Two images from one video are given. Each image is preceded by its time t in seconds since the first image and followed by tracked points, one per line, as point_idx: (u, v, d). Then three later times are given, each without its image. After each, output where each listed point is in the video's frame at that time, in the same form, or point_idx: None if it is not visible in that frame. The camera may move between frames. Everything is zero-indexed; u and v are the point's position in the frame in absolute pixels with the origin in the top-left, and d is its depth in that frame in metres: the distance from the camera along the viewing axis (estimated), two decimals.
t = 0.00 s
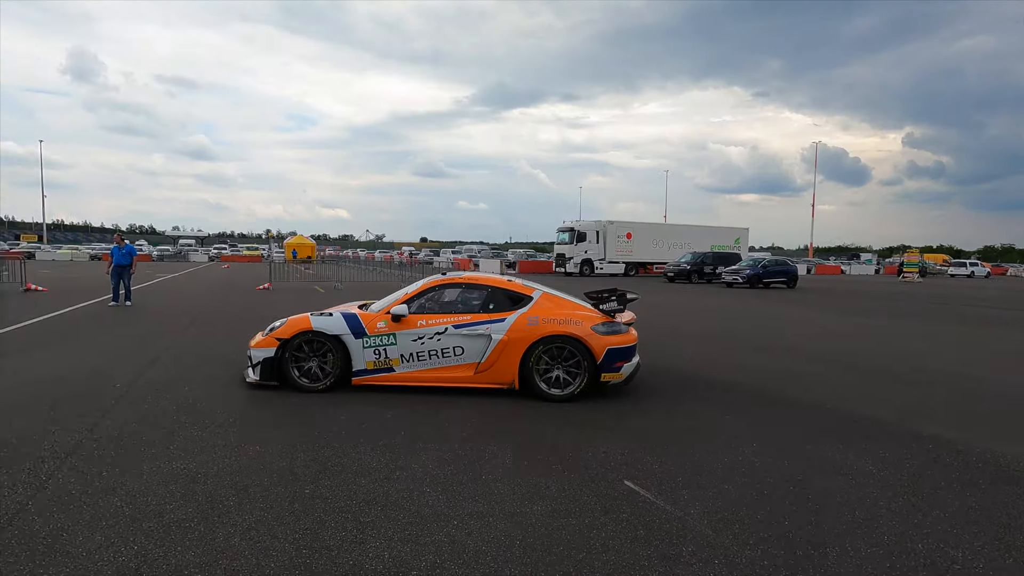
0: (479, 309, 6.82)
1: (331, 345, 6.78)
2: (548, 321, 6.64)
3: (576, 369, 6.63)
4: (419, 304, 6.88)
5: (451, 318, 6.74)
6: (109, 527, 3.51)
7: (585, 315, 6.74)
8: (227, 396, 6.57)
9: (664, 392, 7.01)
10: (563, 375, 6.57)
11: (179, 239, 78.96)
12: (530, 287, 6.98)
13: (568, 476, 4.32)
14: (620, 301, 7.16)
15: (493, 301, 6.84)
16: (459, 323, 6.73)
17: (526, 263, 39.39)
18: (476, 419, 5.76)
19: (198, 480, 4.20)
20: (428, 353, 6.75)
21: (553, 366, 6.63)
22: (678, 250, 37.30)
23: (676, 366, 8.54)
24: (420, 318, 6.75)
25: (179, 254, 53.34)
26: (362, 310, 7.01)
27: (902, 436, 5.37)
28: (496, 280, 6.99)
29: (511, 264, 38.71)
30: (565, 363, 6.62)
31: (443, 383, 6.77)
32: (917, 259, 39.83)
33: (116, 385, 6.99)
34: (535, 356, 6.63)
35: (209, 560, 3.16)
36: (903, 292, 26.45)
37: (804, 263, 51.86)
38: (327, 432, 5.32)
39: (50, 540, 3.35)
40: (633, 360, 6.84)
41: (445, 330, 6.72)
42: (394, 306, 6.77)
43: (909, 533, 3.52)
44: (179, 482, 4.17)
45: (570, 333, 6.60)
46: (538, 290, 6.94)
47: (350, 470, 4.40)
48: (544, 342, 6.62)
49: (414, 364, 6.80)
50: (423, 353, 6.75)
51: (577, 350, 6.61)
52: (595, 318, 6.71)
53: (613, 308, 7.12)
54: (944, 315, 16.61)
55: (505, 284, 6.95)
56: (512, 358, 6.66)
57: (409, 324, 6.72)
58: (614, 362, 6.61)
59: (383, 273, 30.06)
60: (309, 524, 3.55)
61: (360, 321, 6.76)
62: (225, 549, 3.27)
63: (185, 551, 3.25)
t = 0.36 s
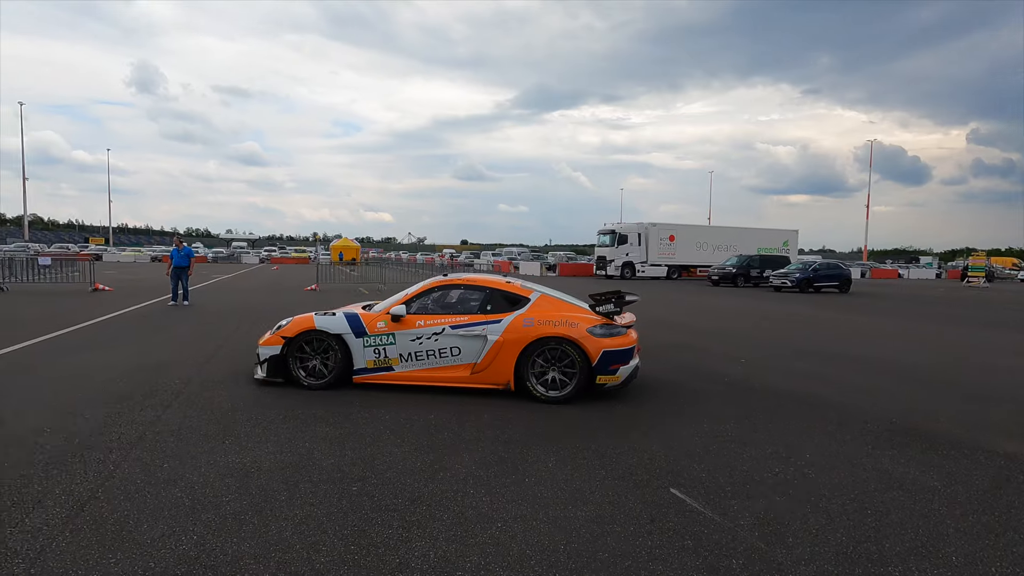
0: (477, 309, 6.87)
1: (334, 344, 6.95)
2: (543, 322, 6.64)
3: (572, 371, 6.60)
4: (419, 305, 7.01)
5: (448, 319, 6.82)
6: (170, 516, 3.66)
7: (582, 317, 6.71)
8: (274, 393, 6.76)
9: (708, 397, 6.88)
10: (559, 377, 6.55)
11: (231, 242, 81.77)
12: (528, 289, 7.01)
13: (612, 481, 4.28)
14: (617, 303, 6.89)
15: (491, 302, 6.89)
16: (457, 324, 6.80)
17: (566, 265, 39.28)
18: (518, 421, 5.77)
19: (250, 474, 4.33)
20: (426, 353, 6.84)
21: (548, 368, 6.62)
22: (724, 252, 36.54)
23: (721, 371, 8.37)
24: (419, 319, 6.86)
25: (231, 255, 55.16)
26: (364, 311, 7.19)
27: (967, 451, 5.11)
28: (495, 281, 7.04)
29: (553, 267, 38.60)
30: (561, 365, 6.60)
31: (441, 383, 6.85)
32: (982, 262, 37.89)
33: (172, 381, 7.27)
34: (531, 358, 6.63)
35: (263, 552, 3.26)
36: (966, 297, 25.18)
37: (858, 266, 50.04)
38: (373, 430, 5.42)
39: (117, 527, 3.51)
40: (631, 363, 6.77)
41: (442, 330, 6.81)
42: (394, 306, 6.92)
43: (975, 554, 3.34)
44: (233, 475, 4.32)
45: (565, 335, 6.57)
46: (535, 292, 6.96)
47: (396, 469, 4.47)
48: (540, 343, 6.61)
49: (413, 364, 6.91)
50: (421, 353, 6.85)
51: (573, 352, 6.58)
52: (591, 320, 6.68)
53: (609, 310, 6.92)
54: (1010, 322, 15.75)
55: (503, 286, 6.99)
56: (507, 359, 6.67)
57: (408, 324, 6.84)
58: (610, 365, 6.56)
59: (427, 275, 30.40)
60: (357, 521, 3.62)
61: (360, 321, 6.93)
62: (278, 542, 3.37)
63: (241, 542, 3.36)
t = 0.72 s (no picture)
0: (479, 310, 6.93)
1: (340, 342, 7.13)
2: (542, 323, 6.66)
3: (570, 372, 6.61)
4: (422, 304, 7.12)
5: (450, 319, 6.91)
6: (221, 507, 3.77)
7: (582, 318, 6.68)
8: (316, 390, 6.93)
9: (749, 404, 6.73)
10: (557, 379, 6.57)
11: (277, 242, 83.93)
12: (531, 290, 7.03)
13: (654, 488, 4.22)
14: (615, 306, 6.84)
15: (492, 303, 6.94)
16: (459, 324, 6.88)
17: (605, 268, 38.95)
18: (554, 424, 5.77)
19: (296, 469, 4.43)
20: (429, 351, 6.95)
21: (547, 369, 6.65)
22: (768, 256, 35.65)
23: (762, 377, 8.19)
24: (421, 318, 6.98)
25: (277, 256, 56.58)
26: (371, 310, 7.35)
27: None
28: (497, 282, 7.09)
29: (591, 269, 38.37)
30: (559, 366, 6.61)
31: (443, 381, 6.95)
32: None
33: (220, 376, 7.53)
34: (530, 359, 6.67)
35: (308, 546, 3.33)
36: None
37: (913, 271, 48.08)
38: (413, 430, 5.48)
39: (172, 516, 3.64)
40: (631, 366, 6.73)
41: (444, 329, 6.91)
42: (397, 306, 7.05)
43: None
44: (280, 469, 4.43)
45: (564, 336, 6.57)
46: (536, 293, 6.97)
47: (436, 469, 4.50)
48: (539, 344, 6.63)
49: (415, 362, 7.04)
50: (424, 351, 6.96)
51: (571, 354, 6.58)
52: (590, 322, 6.65)
53: (608, 312, 6.86)
54: None
55: (505, 287, 7.03)
56: (507, 359, 6.72)
57: (410, 323, 6.96)
58: (608, 367, 6.53)
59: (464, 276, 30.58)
60: (398, 519, 3.66)
61: (366, 320, 7.10)
62: (323, 536, 3.44)
63: (288, 535, 3.44)
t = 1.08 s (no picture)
0: (481, 310, 7.07)
1: (350, 341, 7.42)
2: (541, 323, 6.72)
3: (568, 373, 6.64)
4: (428, 304, 7.33)
5: (453, 318, 7.08)
6: (267, 501, 3.87)
7: (581, 319, 6.70)
8: (355, 388, 7.07)
9: (791, 411, 6.57)
10: (554, 379, 6.61)
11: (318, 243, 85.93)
12: (533, 291, 7.11)
13: (694, 496, 4.14)
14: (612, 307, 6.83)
15: (495, 303, 7.06)
16: (461, 324, 7.04)
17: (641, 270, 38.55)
18: (591, 427, 5.76)
19: (337, 466, 4.51)
20: (432, 350, 7.14)
21: (546, 369, 6.70)
22: (812, 259, 34.69)
23: (805, 384, 7.98)
24: (426, 317, 7.19)
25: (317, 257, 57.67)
26: (380, 309, 7.63)
27: None
28: (501, 283, 7.21)
29: (629, 272, 38.02)
30: (557, 366, 6.65)
31: (446, 379, 7.11)
32: None
33: (264, 372, 7.76)
34: (529, 359, 6.74)
35: (350, 541, 3.38)
36: None
37: (968, 275, 46.08)
38: (451, 430, 5.53)
39: (221, 508, 3.75)
40: (631, 367, 6.68)
41: (447, 329, 7.08)
42: (403, 305, 7.29)
43: None
44: (322, 465, 4.51)
45: (562, 337, 6.60)
46: (539, 294, 7.05)
47: (473, 470, 4.52)
48: (538, 345, 6.70)
49: (420, 360, 7.24)
50: (427, 350, 7.16)
51: (569, 355, 6.60)
52: (589, 323, 6.65)
53: (605, 313, 6.84)
54: None
55: (508, 287, 7.14)
56: (506, 358, 6.83)
57: (415, 322, 7.17)
58: (605, 368, 6.53)
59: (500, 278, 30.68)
60: (437, 518, 3.69)
61: (374, 318, 7.37)
62: (364, 533, 3.49)
63: (330, 530, 3.50)
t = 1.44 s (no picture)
0: (475, 309, 7.13)
1: (349, 342, 7.54)
2: (531, 323, 6.78)
3: (558, 372, 6.69)
4: (423, 304, 7.41)
5: (447, 318, 7.15)
6: (294, 499, 3.91)
7: (571, 319, 6.74)
8: (378, 388, 7.13)
9: (818, 415, 6.46)
10: (545, 377, 6.68)
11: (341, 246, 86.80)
12: (526, 291, 7.17)
13: (720, 501, 4.09)
14: (603, 307, 6.86)
15: (488, 303, 7.13)
16: (455, 323, 7.11)
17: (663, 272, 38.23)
18: (614, 429, 5.73)
19: (362, 466, 4.54)
20: (427, 349, 7.23)
21: (536, 368, 6.77)
22: (838, 261, 34.10)
23: (833, 388, 7.84)
24: (421, 317, 7.27)
25: (340, 259, 58.24)
26: (378, 309, 7.74)
27: None
28: (495, 283, 7.27)
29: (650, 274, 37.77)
30: (548, 366, 6.72)
31: (441, 377, 7.20)
32: None
33: (288, 372, 7.86)
34: (519, 358, 6.81)
35: (376, 540, 3.41)
36: None
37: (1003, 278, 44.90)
38: (474, 430, 5.54)
39: (250, 505, 3.80)
40: (621, 367, 6.71)
41: (441, 328, 7.16)
42: (399, 305, 7.39)
43: None
44: (347, 465, 4.55)
45: (552, 337, 6.65)
46: (531, 294, 7.11)
47: (497, 471, 4.52)
48: (528, 344, 6.76)
49: (415, 359, 7.34)
50: (422, 349, 7.25)
51: (559, 354, 6.66)
52: (579, 323, 6.69)
53: (596, 313, 6.88)
54: None
55: (502, 288, 7.20)
56: (498, 357, 6.89)
57: (409, 322, 7.26)
58: (595, 368, 6.57)
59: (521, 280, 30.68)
60: (461, 519, 3.69)
61: (371, 317, 7.49)
62: (389, 532, 3.51)
63: (356, 529, 3.53)
